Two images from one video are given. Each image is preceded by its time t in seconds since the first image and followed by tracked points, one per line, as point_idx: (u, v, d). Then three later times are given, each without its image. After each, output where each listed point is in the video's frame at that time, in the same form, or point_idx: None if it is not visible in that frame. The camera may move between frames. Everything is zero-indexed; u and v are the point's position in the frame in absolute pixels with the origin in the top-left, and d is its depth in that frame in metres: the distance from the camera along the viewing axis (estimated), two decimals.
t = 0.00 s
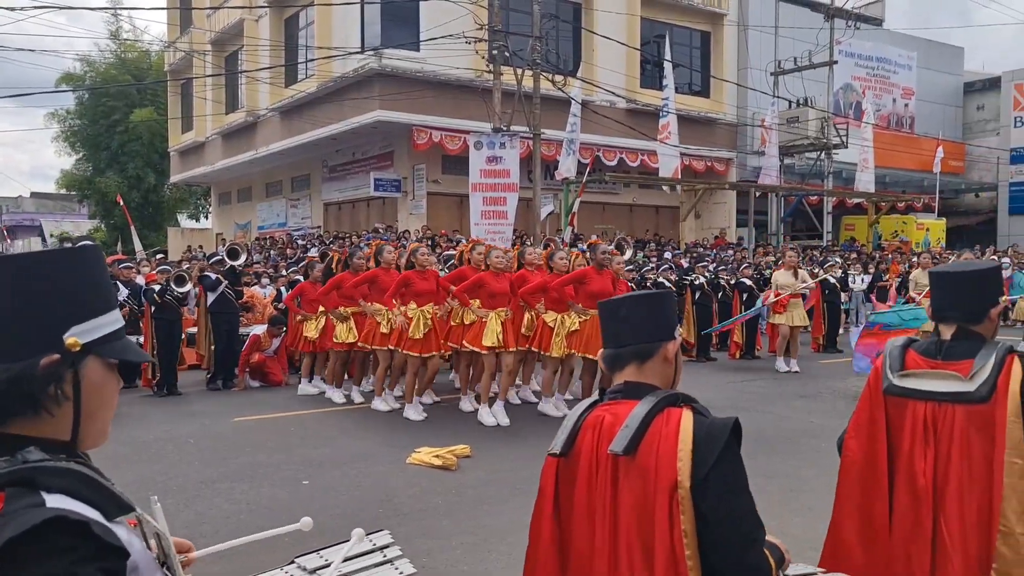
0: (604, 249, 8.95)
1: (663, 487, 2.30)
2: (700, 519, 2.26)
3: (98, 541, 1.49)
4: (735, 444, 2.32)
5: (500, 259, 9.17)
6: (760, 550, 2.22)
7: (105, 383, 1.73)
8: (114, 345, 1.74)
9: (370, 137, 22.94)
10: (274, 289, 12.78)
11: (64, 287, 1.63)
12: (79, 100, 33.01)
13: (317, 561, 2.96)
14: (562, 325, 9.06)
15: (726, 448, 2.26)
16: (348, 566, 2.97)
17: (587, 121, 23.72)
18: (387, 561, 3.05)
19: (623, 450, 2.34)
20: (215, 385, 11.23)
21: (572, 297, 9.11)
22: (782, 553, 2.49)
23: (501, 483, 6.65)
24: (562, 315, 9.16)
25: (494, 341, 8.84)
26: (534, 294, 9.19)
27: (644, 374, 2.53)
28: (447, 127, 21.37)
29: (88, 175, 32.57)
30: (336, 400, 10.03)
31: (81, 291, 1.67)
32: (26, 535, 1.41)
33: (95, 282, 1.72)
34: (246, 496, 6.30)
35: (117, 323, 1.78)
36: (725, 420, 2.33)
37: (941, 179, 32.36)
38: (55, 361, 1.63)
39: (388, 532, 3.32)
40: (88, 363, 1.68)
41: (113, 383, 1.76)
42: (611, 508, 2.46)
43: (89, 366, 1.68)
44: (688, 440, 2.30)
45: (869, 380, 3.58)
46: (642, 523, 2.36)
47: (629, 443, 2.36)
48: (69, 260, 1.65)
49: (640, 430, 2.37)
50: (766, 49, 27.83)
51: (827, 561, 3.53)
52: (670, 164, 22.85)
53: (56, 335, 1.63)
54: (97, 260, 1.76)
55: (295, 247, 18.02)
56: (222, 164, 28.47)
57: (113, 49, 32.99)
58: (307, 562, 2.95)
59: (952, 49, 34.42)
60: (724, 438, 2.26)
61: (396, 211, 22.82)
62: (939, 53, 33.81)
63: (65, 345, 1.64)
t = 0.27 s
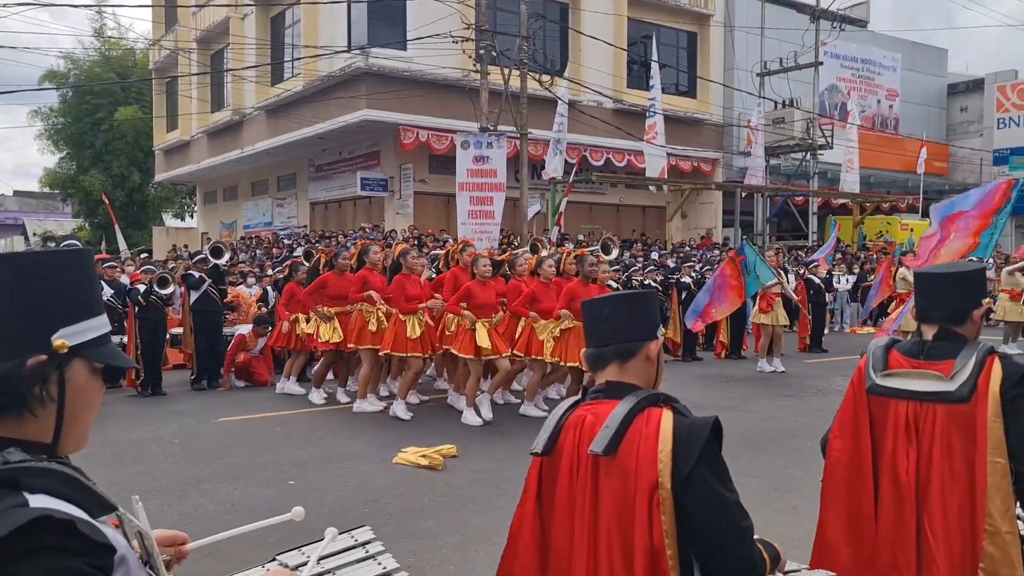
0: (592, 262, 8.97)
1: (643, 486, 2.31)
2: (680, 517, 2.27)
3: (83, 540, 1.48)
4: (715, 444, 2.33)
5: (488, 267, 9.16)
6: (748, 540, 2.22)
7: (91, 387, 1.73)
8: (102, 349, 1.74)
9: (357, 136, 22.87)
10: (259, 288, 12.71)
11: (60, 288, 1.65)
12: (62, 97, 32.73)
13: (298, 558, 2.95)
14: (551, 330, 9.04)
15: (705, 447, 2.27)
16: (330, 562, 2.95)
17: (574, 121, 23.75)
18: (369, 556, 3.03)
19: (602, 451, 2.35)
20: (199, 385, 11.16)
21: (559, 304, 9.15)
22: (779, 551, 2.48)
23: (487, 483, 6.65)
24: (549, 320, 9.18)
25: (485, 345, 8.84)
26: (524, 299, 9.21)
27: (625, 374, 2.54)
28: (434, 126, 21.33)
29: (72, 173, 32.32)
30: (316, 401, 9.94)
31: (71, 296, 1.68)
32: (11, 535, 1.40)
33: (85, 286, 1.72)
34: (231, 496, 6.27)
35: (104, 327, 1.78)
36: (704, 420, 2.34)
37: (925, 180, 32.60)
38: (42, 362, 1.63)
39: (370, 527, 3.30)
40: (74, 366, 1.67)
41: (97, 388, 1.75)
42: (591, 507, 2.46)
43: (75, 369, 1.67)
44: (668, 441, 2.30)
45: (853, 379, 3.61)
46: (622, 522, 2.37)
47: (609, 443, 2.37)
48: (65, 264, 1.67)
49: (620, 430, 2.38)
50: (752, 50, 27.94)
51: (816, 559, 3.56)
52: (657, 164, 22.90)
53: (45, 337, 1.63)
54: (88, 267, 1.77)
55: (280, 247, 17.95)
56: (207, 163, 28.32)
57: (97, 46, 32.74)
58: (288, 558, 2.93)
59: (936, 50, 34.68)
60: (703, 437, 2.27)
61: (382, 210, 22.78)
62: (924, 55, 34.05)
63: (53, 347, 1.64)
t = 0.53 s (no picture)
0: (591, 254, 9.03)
1: (627, 487, 2.31)
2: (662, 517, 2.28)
3: (69, 538, 1.48)
4: (699, 443, 2.33)
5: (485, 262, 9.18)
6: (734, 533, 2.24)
7: (77, 390, 1.73)
8: (90, 352, 1.75)
9: (349, 136, 22.83)
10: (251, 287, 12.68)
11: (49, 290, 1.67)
12: (52, 97, 32.57)
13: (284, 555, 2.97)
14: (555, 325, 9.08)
15: (689, 448, 2.27)
16: (316, 560, 2.95)
17: (566, 121, 23.77)
18: (356, 553, 3.03)
19: (585, 454, 2.35)
20: (190, 385, 11.14)
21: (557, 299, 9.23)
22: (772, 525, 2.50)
23: (479, 483, 6.64)
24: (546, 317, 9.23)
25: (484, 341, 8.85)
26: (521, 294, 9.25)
27: (611, 375, 2.53)
28: (426, 126, 21.30)
29: (62, 173, 32.18)
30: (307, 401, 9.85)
31: (59, 298, 1.69)
32: None
33: (74, 289, 1.73)
34: (222, 496, 6.25)
35: (93, 331, 1.79)
36: (687, 421, 2.34)
37: (916, 180, 32.75)
38: (30, 363, 1.63)
39: (356, 523, 3.30)
40: (61, 368, 1.68)
41: (83, 391, 1.76)
42: (575, 509, 2.46)
43: (62, 371, 1.67)
44: (652, 443, 2.31)
45: (842, 378, 3.62)
46: (604, 522, 2.37)
47: (592, 445, 2.37)
48: (58, 266, 1.70)
49: (604, 432, 2.38)
50: (744, 50, 28.01)
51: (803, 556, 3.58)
52: (649, 164, 22.92)
53: (35, 337, 1.64)
54: (79, 270, 1.79)
55: (272, 246, 17.90)
56: (199, 163, 28.23)
57: (88, 45, 32.60)
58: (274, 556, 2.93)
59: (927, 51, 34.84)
60: (686, 438, 2.27)
61: (374, 210, 22.74)
62: (914, 56, 34.19)
63: (41, 349, 1.64)
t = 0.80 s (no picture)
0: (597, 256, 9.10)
1: (610, 489, 2.31)
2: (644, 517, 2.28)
3: (55, 537, 1.48)
4: (684, 444, 2.33)
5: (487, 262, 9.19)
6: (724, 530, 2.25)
7: (64, 387, 1.73)
8: (79, 350, 1.75)
9: (345, 135, 22.80)
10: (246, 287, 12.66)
11: (34, 291, 1.66)
12: (47, 95, 32.49)
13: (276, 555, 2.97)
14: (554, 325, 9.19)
15: (675, 448, 2.27)
16: (307, 560, 2.94)
17: (562, 121, 23.78)
18: (347, 553, 3.02)
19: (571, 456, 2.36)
20: (185, 385, 11.12)
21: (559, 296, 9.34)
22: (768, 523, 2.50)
23: (474, 482, 6.64)
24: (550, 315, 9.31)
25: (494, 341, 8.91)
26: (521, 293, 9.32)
27: (599, 376, 2.53)
28: (421, 125, 21.28)
29: (57, 172, 32.13)
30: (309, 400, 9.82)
31: (50, 295, 1.69)
32: None
33: (65, 287, 1.73)
34: (217, 496, 6.24)
35: (82, 327, 1.78)
36: (673, 422, 2.34)
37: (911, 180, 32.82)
38: (15, 361, 1.63)
39: (348, 523, 3.30)
40: (49, 367, 1.68)
41: (72, 388, 1.75)
42: (562, 509, 2.47)
43: (49, 370, 1.68)
44: (638, 443, 2.30)
45: (838, 377, 3.63)
46: (591, 523, 2.37)
47: (578, 448, 2.37)
48: (50, 263, 1.69)
49: (589, 434, 2.38)
50: (739, 50, 28.04)
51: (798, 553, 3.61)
52: (644, 164, 22.93)
53: (22, 335, 1.64)
54: (72, 267, 1.79)
55: (267, 245, 17.89)
56: (194, 162, 28.19)
57: (82, 43, 32.54)
58: (265, 556, 2.93)
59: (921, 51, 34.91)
60: (672, 439, 2.27)
61: (370, 209, 22.73)
62: (910, 56, 34.27)
63: (27, 347, 1.64)
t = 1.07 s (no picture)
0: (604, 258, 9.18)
1: (604, 490, 2.31)
2: (639, 516, 2.28)
3: (43, 535, 1.49)
4: (677, 444, 2.33)
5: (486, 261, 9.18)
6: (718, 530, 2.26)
7: (59, 391, 1.73)
8: (75, 352, 1.76)
9: (341, 135, 22.77)
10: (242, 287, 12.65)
11: (29, 291, 1.68)
12: (42, 95, 32.41)
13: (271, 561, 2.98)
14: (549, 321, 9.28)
15: (666, 448, 2.27)
16: (303, 564, 2.95)
17: (559, 121, 23.80)
18: (343, 558, 3.02)
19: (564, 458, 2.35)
20: (182, 385, 11.10)
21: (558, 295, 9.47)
22: (754, 521, 2.54)
23: (471, 482, 6.64)
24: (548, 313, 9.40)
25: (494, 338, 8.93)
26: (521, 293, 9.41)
27: (593, 376, 2.52)
28: (418, 125, 21.26)
29: (52, 171, 32.11)
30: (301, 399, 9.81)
31: (47, 295, 1.71)
32: None
33: (62, 289, 1.75)
34: (214, 496, 6.23)
35: (77, 330, 1.79)
36: (666, 422, 2.34)
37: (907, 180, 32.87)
38: (9, 362, 1.63)
39: (345, 529, 3.29)
40: (42, 368, 1.68)
41: (65, 389, 1.75)
42: (556, 510, 2.47)
43: (43, 370, 1.68)
44: (630, 444, 2.30)
45: (832, 377, 3.63)
46: (584, 523, 2.37)
47: (571, 449, 2.37)
48: (46, 263, 1.71)
49: (582, 435, 2.37)
50: (736, 50, 28.06)
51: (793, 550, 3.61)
52: (641, 163, 22.90)
53: (16, 335, 1.65)
54: (69, 270, 1.80)
55: (264, 245, 17.86)
56: (190, 161, 28.15)
57: (78, 43, 32.48)
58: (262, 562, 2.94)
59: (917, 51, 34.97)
60: (664, 439, 2.27)
61: (366, 209, 22.72)
62: (906, 56, 34.35)
63: (21, 347, 1.65)
